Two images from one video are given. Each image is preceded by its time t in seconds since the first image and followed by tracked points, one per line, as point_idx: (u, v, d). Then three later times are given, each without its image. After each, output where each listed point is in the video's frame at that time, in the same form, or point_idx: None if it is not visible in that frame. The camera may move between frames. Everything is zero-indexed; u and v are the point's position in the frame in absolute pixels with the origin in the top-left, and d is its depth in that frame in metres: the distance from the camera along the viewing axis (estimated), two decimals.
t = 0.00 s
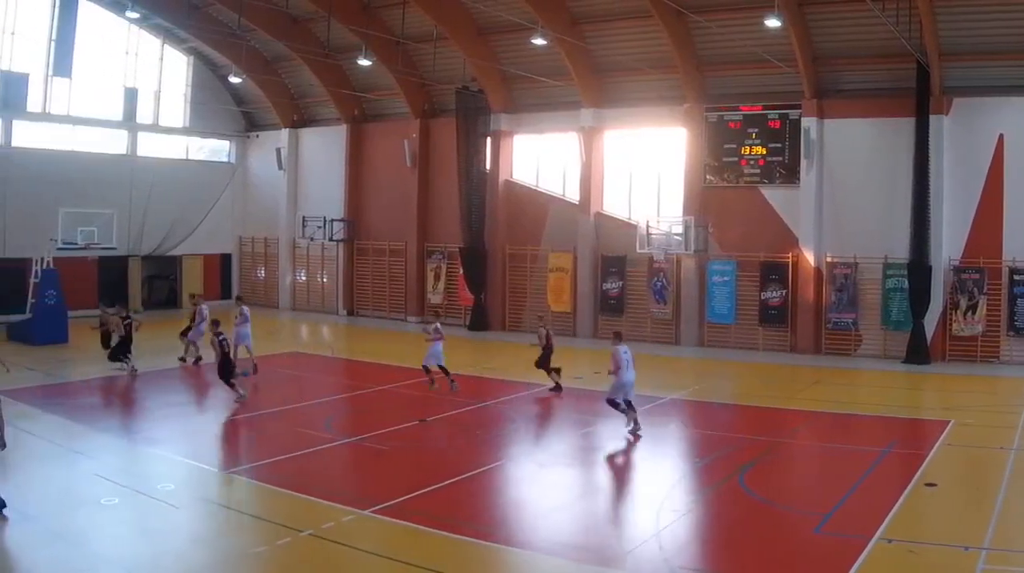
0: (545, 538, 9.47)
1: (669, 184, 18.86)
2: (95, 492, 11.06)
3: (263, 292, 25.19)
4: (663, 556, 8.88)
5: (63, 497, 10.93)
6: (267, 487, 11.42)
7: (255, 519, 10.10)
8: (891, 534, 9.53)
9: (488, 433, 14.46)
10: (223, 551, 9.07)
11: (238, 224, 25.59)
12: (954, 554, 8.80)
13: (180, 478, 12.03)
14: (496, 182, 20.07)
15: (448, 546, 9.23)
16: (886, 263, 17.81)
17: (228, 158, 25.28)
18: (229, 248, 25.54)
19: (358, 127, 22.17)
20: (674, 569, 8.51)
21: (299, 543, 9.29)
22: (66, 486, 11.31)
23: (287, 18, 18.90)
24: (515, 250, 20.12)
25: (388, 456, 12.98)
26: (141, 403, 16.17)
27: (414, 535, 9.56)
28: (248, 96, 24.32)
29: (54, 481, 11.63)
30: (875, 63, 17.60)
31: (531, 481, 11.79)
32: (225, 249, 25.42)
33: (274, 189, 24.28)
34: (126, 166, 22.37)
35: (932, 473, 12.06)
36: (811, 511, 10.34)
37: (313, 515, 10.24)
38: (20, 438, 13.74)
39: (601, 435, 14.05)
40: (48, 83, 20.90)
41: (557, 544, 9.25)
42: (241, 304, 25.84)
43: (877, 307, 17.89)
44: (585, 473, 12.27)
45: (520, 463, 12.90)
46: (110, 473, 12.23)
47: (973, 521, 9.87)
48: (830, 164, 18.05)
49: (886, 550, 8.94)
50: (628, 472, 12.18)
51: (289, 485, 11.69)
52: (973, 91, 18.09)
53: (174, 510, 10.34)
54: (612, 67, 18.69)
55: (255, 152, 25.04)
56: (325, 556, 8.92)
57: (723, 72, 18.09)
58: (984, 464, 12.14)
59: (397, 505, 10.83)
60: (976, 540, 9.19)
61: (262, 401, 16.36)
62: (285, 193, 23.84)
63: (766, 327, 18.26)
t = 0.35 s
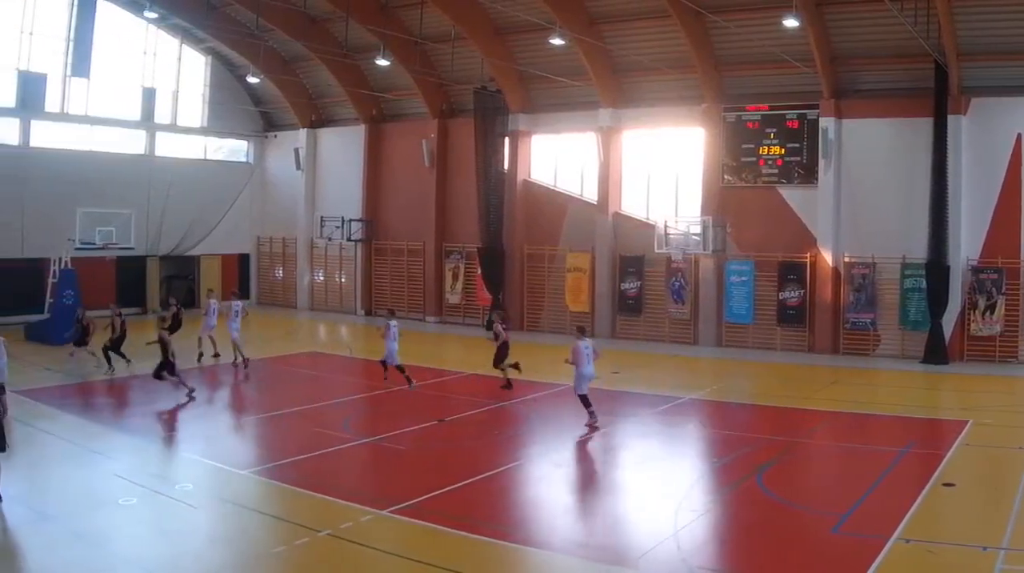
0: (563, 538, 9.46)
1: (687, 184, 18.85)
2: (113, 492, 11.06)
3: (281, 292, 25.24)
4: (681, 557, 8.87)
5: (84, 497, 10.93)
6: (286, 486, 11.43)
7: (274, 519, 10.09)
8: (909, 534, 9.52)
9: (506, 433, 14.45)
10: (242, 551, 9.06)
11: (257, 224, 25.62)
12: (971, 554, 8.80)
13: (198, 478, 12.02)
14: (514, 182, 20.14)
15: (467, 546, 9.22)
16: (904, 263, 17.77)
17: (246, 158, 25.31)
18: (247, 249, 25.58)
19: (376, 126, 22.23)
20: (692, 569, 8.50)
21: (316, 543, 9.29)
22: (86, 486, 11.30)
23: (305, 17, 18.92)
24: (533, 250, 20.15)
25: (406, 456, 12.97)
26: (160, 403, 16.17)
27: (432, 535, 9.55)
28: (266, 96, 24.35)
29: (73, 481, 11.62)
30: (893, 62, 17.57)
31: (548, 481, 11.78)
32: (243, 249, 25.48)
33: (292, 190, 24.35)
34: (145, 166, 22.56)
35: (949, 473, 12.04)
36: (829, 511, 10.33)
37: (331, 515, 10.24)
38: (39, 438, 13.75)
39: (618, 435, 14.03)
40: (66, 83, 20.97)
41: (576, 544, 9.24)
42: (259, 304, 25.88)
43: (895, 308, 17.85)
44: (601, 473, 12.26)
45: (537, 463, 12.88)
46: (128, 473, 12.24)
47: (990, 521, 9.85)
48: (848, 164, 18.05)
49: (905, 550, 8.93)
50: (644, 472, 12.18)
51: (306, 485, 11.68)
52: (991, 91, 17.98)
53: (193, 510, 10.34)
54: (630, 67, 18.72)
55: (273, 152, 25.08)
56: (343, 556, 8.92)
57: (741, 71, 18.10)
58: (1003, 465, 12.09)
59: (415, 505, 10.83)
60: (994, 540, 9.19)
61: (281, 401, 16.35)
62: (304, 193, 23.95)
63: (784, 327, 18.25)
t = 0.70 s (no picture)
0: (584, 538, 9.46)
1: (707, 184, 18.85)
2: (134, 492, 11.07)
3: (301, 293, 25.28)
4: (702, 556, 8.87)
5: (106, 497, 10.94)
6: (306, 487, 11.43)
7: (294, 519, 10.09)
8: (929, 534, 9.51)
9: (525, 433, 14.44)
10: (262, 551, 9.07)
11: (277, 224, 25.64)
12: (992, 555, 8.79)
13: (217, 478, 12.01)
14: (534, 181, 20.16)
15: (488, 546, 9.22)
16: (924, 263, 17.70)
17: (266, 158, 25.30)
18: (267, 249, 25.60)
19: (395, 127, 22.30)
20: (712, 569, 8.50)
21: (337, 543, 9.29)
22: (107, 487, 11.31)
23: (324, 18, 18.95)
24: (553, 250, 20.21)
25: (426, 456, 12.96)
26: (180, 403, 16.17)
27: (453, 536, 9.55)
28: (286, 96, 24.38)
29: (94, 481, 11.63)
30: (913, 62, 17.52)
31: (567, 481, 11.78)
32: (263, 248, 25.55)
33: (312, 190, 24.41)
34: (164, 166, 22.43)
35: (968, 473, 12.04)
36: (849, 511, 10.33)
37: (351, 515, 10.24)
38: (60, 439, 13.76)
39: (636, 435, 14.03)
40: (87, 83, 20.99)
41: (597, 544, 9.23)
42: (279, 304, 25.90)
43: (914, 308, 17.79)
44: (619, 473, 12.28)
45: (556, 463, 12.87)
46: (148, 472, 12.25)
47: (1011, 522, 9.83)
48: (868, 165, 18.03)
49: (925, 550, 8.93)
50: (662, 472, 12.20)
51: (325, 485, 11.67)
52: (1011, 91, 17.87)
53: (213, 510, 10.33)
54: (649, 67, 18.76)
55: (293, 152, 25.11)
56: (364, 556, 8.92)
57: (760, 72, 18.10)
58: None
59: (435, 505, 10.82)
60: (1014, 540, 9.18)
61: (301, 401, 16.33)
62: (324, 193, 24.02)
63: (803, 327, 18.25)
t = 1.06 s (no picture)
0: (602, 538, 9.46)
1: (726, 184, 18.84)
2: (153, 491, 11.08)
3: (320, 293, 25.30)
4: (721, 556, 8.86)
5: (125, 497, 10.95)
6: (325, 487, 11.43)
7: (314, 519, 10.08)
8: (949, 534, 9.49)
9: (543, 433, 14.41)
10: (281, 551, 9.07)
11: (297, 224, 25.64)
12: (1013, 556, 8.76)
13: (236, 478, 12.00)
14: (553, 182, 20.20)
15: (510, 546, 9.21)
16: (943, 263, 17.66)
17: (286, 159, 25.32)
18: (287, 249, 25.61)
19: (415, 127, 22.38)
20: (732, 569, 8.49)
21: (356, 543, 9.28)
22: (126, 486, 11.32)
23: (344, 17, 18.97)
24: (572, 250, 20.27)
25: (446, 456, 12.94)
26: (198, 403, 16.16)
27: (473, 536, 9.54)
28: (305, 96, 24.42)
29: (113, 481, 11.63)
30: (932, 62, 17.48)
31: (586, 481, 11.76)
32: (282, 249, 25.53)
33: (331, 190, 24.47)
34: (183, 166, 22.54)
35: (987, 473, 12.01)
36: (868, 511, 10.31)
37: (371, 515, 10.23)
38: (79, 437, 13.77)
39: (655, 435, 14.01)
40: (106, 83, 21.08)
41: (616, 543, 9.23)
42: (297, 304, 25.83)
43: (934, 308, 17.71)
44: (637, 473, 12.26)
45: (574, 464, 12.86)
46: (166, 472, 12.27)
47: None
48: (886, 165, 18.01)
49: (944, 550, 8.92)
50: (680, 472, 12.18)
51: (344, 485, 11.66)
52: None
53: (232, 510, 10.34)
54: (668, 67, 18.80)
55: (312, 152, 25.16)
56: (384, 555, 8.92)
57: (780, 72, 18.11)
58: None
59: (454, 505, 10.82)
60: None
61: (319, 401, 16.32)
62: (343, 193, 24.07)
63: (822, 327, 18.21)
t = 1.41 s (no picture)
0: (623, 538, 9.45)
1: (746, 184, 18.86)
2: (173, 491, 11.05)
3: (340, 293, 25.33)
4: (740, 556, 8.85)
5: (145, 497, 10.92)
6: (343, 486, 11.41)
7: (332, 519, 10.06)
8: (969, 534, 9.48)
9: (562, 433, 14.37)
10: (299, 549, 9.06)
11: (319, 224, 25.74)
12: None
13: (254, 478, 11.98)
14: (573, 182, 20.35)
15: (531, 546, 9.20)
16: (962, 263, 17.56)
17: (304, 159, 25.46)
18: (307, 248, 25.68)
19: (433, 127, 22.49)
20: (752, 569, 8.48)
21: (375, 543, 9.26)
22: (144, 486, 11.29)
23: (364, 16, 19.03)
24: (593, 249, 20.34)
25: (465, 456, 12.91)
26: (217, 404, 16.13)
27: (492, 536, 9.51)
28: (325, 96, 24.50)
29: (133, 481, 11.60)
30: (954, 63, 17.40)
31: (604, 481, 11.75)
32: (303, 248, 25.66)
33: (352, 190, 24.56)
34: (206, 166, 22.54)
35: (1006, 473, 12.01)
36: (888, 511, 10.29)
37: (390, 515, 10.20)
38: (99, 437, 13.74)
39: (675, 435, 13.98)
40: (126, 83, 21.16)
41: (636, 543, 9.22)
42: (318, 304, 26.00)
43: (953, 307, 17.66)
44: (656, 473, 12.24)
45: (593, 464, 12.84)
46: (186, 472, 12.25)
47: None
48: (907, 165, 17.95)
49: (963, 551, 8.90)
50: (700, 472, 12.17)
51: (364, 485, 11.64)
52: None
53: (251, 509, 10.32)
54: (688, 67, 18.84)
55: (332, 152, 25.25)
56: (403, 556, 8.90)
57: (799, 72, 18.11)
58: None
59: (474, 504, 10.81)
60: None
61: (339, 401, 16.29)
62: (363, 193, 24.16)
63: (842, 327, 18.20)
